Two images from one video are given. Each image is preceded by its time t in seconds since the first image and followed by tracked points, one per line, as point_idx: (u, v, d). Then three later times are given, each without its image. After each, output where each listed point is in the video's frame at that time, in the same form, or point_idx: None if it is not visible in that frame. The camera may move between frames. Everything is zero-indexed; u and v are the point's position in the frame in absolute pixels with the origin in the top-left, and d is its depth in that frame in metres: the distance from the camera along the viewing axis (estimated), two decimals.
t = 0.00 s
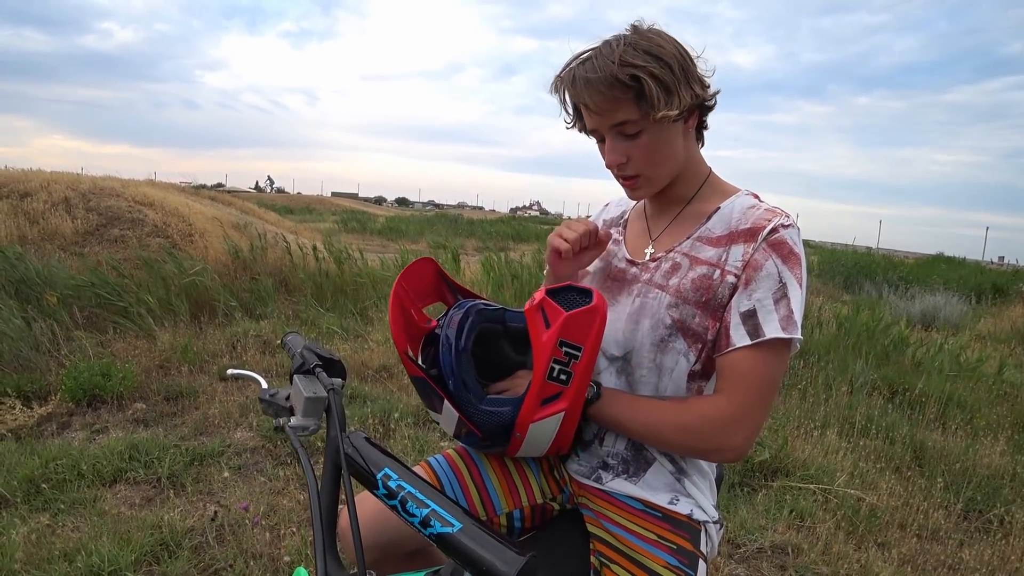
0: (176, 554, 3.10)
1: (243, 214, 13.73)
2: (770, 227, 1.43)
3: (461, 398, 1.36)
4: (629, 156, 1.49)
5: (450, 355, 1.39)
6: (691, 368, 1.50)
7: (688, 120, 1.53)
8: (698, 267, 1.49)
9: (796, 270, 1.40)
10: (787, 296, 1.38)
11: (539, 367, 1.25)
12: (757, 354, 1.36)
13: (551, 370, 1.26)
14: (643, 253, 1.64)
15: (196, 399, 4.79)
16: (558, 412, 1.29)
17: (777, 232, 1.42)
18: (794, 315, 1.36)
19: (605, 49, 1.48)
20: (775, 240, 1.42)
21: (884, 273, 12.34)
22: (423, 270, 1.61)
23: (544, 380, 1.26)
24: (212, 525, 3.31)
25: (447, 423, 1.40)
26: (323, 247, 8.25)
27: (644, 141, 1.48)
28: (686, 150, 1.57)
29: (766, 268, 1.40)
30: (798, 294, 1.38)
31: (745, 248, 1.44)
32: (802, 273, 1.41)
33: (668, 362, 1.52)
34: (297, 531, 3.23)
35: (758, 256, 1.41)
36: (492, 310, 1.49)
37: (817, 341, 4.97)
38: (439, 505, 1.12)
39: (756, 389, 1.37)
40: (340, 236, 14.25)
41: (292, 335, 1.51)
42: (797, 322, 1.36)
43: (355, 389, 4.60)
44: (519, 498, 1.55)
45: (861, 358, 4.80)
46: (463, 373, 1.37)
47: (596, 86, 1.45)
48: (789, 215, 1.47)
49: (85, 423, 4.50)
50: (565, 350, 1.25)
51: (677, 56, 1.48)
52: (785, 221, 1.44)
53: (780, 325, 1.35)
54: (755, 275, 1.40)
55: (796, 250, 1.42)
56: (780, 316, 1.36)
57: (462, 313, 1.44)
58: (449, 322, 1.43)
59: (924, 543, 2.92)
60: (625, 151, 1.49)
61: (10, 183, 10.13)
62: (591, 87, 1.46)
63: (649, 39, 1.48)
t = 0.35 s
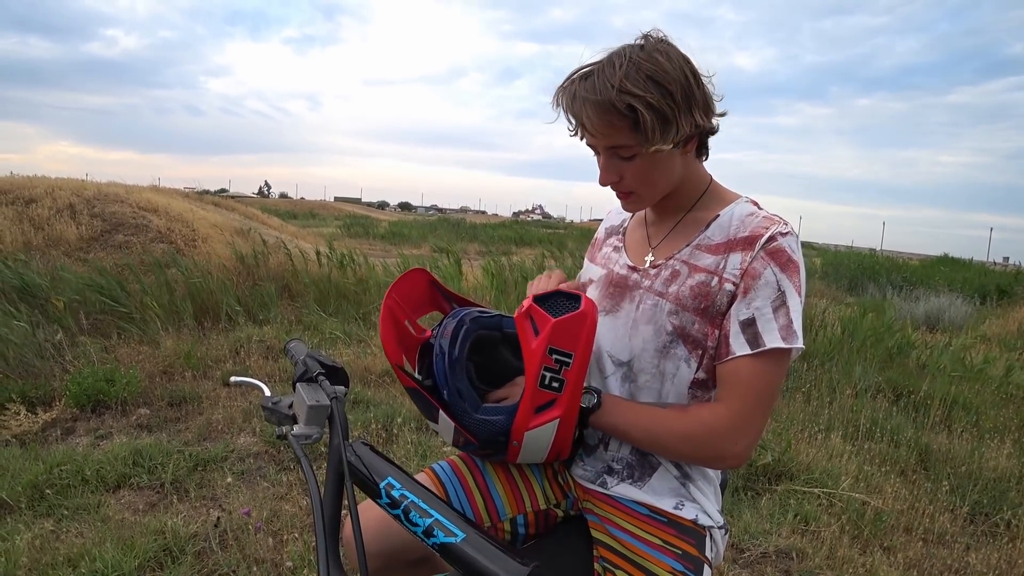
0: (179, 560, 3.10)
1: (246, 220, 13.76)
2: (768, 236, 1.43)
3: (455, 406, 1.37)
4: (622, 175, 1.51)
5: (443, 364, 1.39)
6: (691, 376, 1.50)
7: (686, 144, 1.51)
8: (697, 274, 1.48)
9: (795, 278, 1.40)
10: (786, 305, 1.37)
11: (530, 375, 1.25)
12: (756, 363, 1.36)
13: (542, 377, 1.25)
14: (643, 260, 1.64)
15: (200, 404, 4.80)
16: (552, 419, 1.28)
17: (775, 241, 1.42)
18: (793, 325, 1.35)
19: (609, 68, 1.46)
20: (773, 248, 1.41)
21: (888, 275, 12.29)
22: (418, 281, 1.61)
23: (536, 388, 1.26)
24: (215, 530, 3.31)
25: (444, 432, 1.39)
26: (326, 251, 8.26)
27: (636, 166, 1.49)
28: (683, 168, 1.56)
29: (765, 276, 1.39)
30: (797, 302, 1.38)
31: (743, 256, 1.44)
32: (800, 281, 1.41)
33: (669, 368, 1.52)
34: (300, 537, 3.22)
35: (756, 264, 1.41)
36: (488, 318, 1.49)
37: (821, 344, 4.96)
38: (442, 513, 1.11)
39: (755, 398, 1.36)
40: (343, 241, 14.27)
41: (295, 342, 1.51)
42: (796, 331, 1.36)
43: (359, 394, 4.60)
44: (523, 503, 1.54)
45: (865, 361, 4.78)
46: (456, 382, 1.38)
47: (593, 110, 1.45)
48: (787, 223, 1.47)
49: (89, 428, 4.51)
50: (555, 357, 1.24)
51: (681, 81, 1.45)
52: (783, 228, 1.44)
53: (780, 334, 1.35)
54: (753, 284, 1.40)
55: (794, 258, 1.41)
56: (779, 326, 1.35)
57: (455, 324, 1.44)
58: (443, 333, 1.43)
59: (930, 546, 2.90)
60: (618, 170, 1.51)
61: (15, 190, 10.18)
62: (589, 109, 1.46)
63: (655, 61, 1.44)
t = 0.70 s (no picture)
0: (182, 564, 3.10)
1: (251, 225, 13.81)
2: (759, 249, 1.43)
3: (465, 431, 1.37)
4: (634, 158, 1.50)
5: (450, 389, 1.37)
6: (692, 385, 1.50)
7: (700, 143, 1.55)
8: (690, 288, 1.48)
9: (787, 291, 1.40)
10: (779, 319, 1.37)
11: (544, 404, 1.25)
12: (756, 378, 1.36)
13: (556, 406, 1.26)
14: (639, 271, 1.63)
15: (203, 409, 4.80)
16: (564, 443, 1.30)
17: (766, 254, 1.42)
18: (786, 339, 1.35)
19: (645, 47, 1.50)
20: (764, 262, 1.41)
21: (893, 278, 12.24)
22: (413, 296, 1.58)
23: (549, 416, 1.26)
24: (218, 534, 3.31)
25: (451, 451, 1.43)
26: (329, 256, 8.28)
27: (653, 148, 1.48)
28: (689, 172, 1.58)
29: (757, 290, 1.39)
30: (790, 316, 1.38)
31: (734, 271, 1.44)
32: (793, 293, 1.41)
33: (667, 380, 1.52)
34: (301, 540, 3.22)
35: (748, 279, 1.41)
36: (490, 330, 1.44)
37: (824, 348, 4.95)
38: (444, 523, 1.11)
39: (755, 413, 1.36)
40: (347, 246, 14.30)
41: (298, 348, 1.50)
42: (789, 346, 1.35)
43: (361, 399, 4.60)
44: (524, 507, 1.52)
45: (868, 365, 4.76)
46: (464, 407, 1.37)
47: (628, 79, 1.47)
48: (777, 234, 1.48)
49: (93, 432, 4.52)
50: (568, 387, 1.24)
51: (709, 78, 1.52)
52: (774, 241, 1.45)
53: (773, 349, 1.35)
54: (745, 298, 1.40)
55: (786, 271, 1.41)
56: (771, 339, 1.35)
57: (457, 342, 1.40)
58: (446, 354, 1.40)
59: (934, 551, 2.88)
60: (632, 151, 1.50)
61: (21, 195, 10.24)
62: (622, 80, 1.48)
63: (690, 51, 1.51)
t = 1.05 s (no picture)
0: (182, 566, 3.09)
1: (253, 229, 13.84)
2: (760, 254, 1.41)
3: (471, 410, 1.34)
4: (628, 150, 1.49)
5: (461, 368, 1.35)
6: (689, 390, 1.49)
7: (696, 134, 1.53)
8: (691, 291, 1.46)
9: (788, 297, 1.38)
10: (779, 325, 1.35)
11: (552, 380, 1.23)
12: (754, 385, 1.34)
13: (563, 383, 1.24)
14: (639, 271, 1.62)
15: (205, 412, 4.80)
16: (569, 425, 1.27)
17: (767, 259, 1.40)
18: (785, 347, 1.34)
19: (638, 39, 1.50)
20: (765, 268, 1.39)
21: (896, 279, 12.19)
22: (429, 282, 1.61)
23: (556, 394, 1.24)
24: (218, 536, 3.30)
25: (454, 437, 1.36)
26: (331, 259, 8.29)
27: (646, 138, 1.47)
28: (687, 165, 1.56)
29: (757, 296, 1.38)
30: (791, 323, 1.36)
31: (735, 275, 1.42)
32: (794, 299, 1.39)
33: (666, 383, 1.51)
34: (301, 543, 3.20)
35: (749, 284, 1.39)
36: (497, 322, 1.47)
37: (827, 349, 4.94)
38: (433, 524, 1.10)
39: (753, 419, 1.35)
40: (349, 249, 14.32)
41: (293, 349, 1.48)
42: (788, 354, 1.33)
43: (362, 401, 4.59)
44: (522, 509, 1.50)
45: (871, 366, 4.74)
46: (472, 386, 1.34)
47: (619, 69, 1.47)
48: (780, 238, 1.45)
49: (96, 435, 4.52)
50: (578, 363, 1.23)
51: (705, 68, 1.51)
52: (777, 245, 1.42)
53: (772, 357, 1.33)
54: (745, 304, 1.38)
55: (788, 277, 1.39)
56: (771, 347, 1.34)
57: (469, 327, 1.43)
58: (457, 335, 1.41)
59: (938, 553, 2.85)
60: (626, 143, 1.49)
61: (26, 200, 10.28)
62: (614, 72, 1.48)
63: (683, 42, 1.50)
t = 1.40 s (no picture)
0: (185, 565, 3.09)
1: (254, 231, 13.85)
2: (748, 240, 1.39)
3: (468, 407, 1.32)
4: (605, 137, 1.51)
5: (459, 365, 1.34)
6: (683, 381, 1.49)
7: (669, 114, 1.54)
8: (682, 280, 1.46)
9: (778, 283, 1.36)
10: (769, 312, 1.34)
11: (549, 380, 1.22)
12: (747, 374, 1.31)
13: (561, 383, 1.23)
14: (635, 261, 1.62)
15: (207, 413, 4.81)
16: (566, 425, 1.26)
17: (755, 245, 1.38)
18: (776, 334, 1.32)
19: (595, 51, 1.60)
20: (753, 253, 1.37)
21: (899, 275, 12.15)
22: (432, 276, 1.59)
23: (553, 394, 1.23)
24: (221, 536, 3.30)
25: (450, 432, 1.35)
26: (333, 260, 8.30)
27: (618, 122, 1.49)
28: (666, 147, 1.56)
29: (746, 283, 1.36)
30: (781, 309, 1.34)
31: (723, 262, 1.41)
32: (785, 285, 1.37)
33: (661, 373, 1.51)
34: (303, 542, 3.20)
35: (737, 271, 1.37)
36: (498, 318, 1.47)
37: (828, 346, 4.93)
38: (418, 513, 1.09)
39: (750, 412, 1.32)
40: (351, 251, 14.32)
41: (287, 346, 1.48)
42: (779, 341, 1.32)
43: (363, 401, 4.59)
44: (518, 507, 1.50)
45: (873, 363, 4.72)
46: (470, 384, 1.33)
47: (581, 75, 1.56)
48: (770, 225, 1.43)
49: (99, 437, 4.52)
50: (576, 364, 1.22)
51: (662, 54, 1.55)
52: (765, 232, 1.40)
53: (763, 344, 1.31)
54: (734, 291, 1.37)
55: (777, 262, 1.37)
56: (761, 334, 1.32)
57: (470, 323, 1.42)
58: (457, 331, 1.40)
59: (940, 549, 2.84)
60: (602, 133, 1.51)
61: (28, 205, 10.30)
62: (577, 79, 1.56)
63: (636, 41, 1.58)
